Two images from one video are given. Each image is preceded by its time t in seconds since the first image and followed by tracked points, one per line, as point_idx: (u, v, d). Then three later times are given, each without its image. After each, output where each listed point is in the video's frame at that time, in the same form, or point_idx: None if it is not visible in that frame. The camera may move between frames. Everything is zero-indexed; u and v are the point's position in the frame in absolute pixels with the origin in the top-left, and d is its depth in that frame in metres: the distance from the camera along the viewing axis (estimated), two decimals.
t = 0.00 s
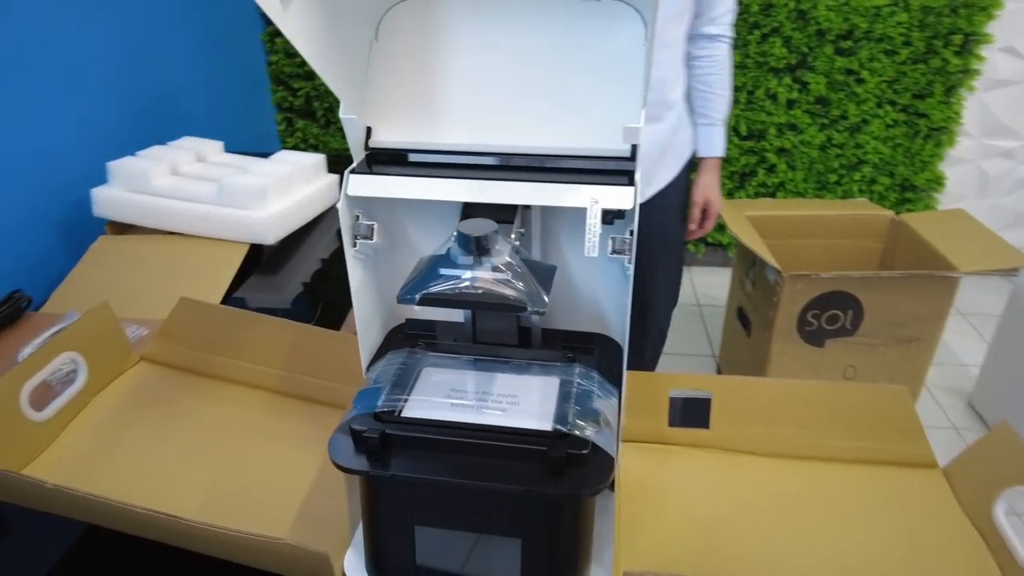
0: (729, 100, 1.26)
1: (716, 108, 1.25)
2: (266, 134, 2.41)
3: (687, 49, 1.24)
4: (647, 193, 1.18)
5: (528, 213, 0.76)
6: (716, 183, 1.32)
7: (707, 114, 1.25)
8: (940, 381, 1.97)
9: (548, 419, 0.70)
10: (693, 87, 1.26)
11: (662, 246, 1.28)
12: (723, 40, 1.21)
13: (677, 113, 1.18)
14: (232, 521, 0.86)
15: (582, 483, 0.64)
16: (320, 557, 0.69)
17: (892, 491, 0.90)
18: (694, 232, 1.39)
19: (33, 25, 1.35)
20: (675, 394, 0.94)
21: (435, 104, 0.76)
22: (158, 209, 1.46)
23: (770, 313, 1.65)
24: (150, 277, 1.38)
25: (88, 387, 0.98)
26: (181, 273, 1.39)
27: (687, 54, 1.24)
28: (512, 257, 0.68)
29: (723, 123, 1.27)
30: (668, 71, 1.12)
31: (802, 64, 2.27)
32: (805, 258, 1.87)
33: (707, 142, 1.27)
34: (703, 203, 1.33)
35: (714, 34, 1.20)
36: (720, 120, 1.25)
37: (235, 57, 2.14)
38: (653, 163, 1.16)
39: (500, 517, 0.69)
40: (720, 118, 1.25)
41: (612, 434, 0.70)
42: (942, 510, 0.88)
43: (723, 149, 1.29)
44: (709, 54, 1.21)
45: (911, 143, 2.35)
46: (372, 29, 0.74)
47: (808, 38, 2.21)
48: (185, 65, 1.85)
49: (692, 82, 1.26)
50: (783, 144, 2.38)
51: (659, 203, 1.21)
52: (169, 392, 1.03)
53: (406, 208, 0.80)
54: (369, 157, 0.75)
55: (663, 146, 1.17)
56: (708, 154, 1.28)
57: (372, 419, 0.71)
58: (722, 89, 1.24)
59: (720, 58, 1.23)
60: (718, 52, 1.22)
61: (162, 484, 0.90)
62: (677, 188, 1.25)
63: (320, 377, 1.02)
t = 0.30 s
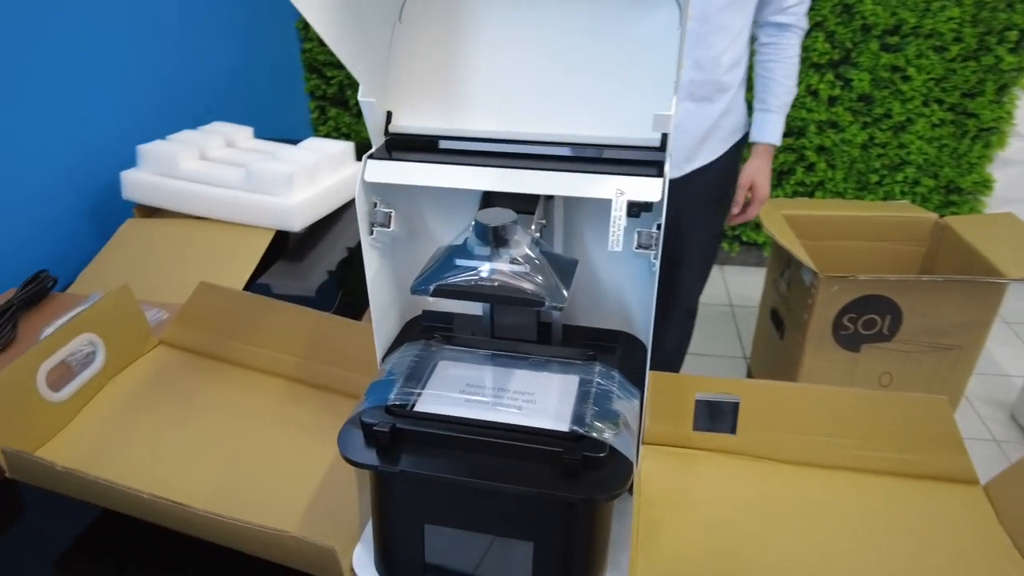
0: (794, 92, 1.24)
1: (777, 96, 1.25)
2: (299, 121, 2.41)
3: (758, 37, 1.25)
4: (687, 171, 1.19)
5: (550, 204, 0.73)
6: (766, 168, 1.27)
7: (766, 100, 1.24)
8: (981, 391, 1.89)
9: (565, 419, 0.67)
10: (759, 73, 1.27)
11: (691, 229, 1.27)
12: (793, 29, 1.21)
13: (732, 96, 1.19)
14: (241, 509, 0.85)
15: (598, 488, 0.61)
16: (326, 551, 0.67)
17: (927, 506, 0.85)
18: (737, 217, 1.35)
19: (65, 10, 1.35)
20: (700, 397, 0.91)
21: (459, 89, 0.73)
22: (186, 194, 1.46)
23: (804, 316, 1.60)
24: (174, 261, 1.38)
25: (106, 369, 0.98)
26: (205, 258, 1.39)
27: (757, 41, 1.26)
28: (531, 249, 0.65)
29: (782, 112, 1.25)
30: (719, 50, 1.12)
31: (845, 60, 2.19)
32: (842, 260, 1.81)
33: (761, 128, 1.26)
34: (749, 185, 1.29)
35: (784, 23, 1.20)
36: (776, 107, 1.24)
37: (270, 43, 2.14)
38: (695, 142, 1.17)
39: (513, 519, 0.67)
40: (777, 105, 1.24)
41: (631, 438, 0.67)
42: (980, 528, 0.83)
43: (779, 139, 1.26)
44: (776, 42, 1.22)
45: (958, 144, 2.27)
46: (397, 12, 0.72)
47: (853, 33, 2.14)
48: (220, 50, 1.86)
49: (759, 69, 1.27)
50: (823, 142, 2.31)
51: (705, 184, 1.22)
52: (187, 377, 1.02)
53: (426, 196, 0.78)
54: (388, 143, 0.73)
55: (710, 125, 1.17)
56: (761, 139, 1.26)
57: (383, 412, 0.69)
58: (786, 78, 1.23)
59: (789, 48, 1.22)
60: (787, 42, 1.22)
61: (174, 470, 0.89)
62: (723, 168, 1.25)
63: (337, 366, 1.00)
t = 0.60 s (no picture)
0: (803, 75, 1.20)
1: (785, 78, 1.19)
2: (321, 110, 2.40)
3: (768, 23, 1.22)
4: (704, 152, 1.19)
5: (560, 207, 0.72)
6: (771, 148, 1.19)
7: (774, 80, 1.20)
8: (1010, 398, 1.84)
9: (568, 430, 0.65)
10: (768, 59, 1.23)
11: (703, 215, 1.26)
12: (802, 13, 1.18)
13: (748, 78, 1.18)
14: (246, 504, 0.85)
15: (599, 503, 0.60)
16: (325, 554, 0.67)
17: (944, 525, 0.82)
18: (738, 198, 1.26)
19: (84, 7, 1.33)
20: (712, 406, 0.88)
21: (469, 86, 0.72)
22: (204, 184, 1.46)
23: (826, 319, 1.57)
24: (190, 251, 1.38)
25: (116, 361, 0.99)
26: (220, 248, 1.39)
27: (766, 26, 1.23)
28: (537, 255, 0.63)
29: (790, 93, 1.19)
30: (733, 31, 1.12)
31: (878, 55, 2.13)
32: (868, 261, 1.76)
33: (768, 109, 1.20)
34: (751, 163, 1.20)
35: (794, 6, 1.18)
36: (785, 87, 1.18)
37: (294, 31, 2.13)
38: (712, 123, 1.17)
39: (513, 529, 0.65)
40: (786, 86, 1.18)
41: (636, 452, 0.65)
42: (1000, 549, 0.80)
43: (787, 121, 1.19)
44: (785, 26, 1.19)
45: (994, 142, 2.19)
46: (408, 9, 0.71)
47: (887, 27, 2.08)
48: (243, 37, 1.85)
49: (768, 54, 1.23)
50: (852, 139, 2.25)
51: (721, 168, 1.22)
52: (197, 370, 1.03)
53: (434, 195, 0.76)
54: (395, 142, 0.72)
55: (726, 107, 1.17)
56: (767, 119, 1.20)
57: (384, 417, 0.68)
58: (795, 61, 1.19)
59: (798, 32, 1.19)
60: (796, 26, 1.19)
61: (181, 464, 0.89)
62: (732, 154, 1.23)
63: (346, 362, 0.99)
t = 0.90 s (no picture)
0: (790, 44, 1.30)
1: (774, 49, 1.30)
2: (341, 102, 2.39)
3: None
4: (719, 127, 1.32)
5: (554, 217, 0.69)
6: (764, 113, 1.31)
7: (766, 53, 1.30)
8: None
9: (554, 453, 0.63)
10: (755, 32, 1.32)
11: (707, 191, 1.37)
12: None
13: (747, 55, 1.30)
14: (232, 509, 0.83)
15: (581, 532, 0.57)
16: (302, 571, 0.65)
17: (958, 559, 0.78)
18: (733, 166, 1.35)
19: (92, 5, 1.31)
20: (716, 424, 0.85)
21: (463, 90, 0.68)
22: (214, 177, 1.45)
23: (848, 328, 1.50)
24: (197, 245, 1.37)
25: (113, 358, 0.97)
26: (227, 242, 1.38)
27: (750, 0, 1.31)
28: (524, 270, 0.61)
29: (780, 63, 1.30)
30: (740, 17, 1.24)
31: (912, 53, 2.05)
32: (894, 269, 1.70)
33: (764, 80, 1.31)
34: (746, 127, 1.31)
35: None
36: (777, 59, 1.29)
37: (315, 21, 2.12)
38: (725, 99, 1.29)
39: (495, 554, 0.63)
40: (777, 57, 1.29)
41: (624, 477, 0.62)
42: None
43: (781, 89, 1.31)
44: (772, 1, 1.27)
45: None
46: (403, 7, 0.67)
47: (922, 24, 2.00)
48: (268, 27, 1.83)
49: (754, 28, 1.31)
50: (883, 140, 2.18)
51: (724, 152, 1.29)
52: (194, 369, 1.01)
53: (428, 201, 0.74)
54: (386, 147, 0.69)
55: (733, 84, 1.29)
56: (761, 89, 1.30)
57: (366, 433, 0.66)
58: (785, 32, 1.29)
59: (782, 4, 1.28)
60: None
61: (169, 465, 0.88)
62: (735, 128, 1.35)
63: (343, 367, 0.97)
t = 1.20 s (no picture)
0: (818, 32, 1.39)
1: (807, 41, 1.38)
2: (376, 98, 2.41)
3: None
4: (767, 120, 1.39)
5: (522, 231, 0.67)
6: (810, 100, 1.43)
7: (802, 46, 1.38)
8: None
9: (502, 477, 0.61)
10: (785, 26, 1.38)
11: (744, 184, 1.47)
12: None
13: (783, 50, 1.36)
14: (205, 504, 0.83)
15: (518, 559, 0.56)
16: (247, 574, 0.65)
17: None
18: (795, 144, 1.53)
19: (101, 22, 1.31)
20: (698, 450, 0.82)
21: (434, 98, 0.67)
22: (230, 172, 1.45)
23: (870, 350, 1.36)
24: (206, 237, 1.38)
25: (107, 349, 1.00)
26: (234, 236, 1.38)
27: None
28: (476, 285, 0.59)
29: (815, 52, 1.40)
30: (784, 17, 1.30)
31: (959, 66, 1.95)
32: (934, 290, 1.59)
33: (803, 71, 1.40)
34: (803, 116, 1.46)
35: None
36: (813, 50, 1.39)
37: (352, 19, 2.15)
38: (774, 95, 1.36)
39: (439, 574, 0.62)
40: (812, 49, 1.39)
41: (572, 506, 0.60)
42: None
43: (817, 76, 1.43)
44: None
45: None
46: (380, 13, 0.66)
47: (975, 32, 1.91)
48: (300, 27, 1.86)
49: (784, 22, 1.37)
50: (928, 153, 2.07)
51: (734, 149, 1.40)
52: (187, 363, 1.03)
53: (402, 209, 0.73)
54: (358, 155, 0.69)
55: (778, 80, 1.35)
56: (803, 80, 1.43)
57: (320, 441, 0.66)
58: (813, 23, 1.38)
59: None
60: None
61: (152, 456, 0.89)
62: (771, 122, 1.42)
63: (330, 369, 0.98)
